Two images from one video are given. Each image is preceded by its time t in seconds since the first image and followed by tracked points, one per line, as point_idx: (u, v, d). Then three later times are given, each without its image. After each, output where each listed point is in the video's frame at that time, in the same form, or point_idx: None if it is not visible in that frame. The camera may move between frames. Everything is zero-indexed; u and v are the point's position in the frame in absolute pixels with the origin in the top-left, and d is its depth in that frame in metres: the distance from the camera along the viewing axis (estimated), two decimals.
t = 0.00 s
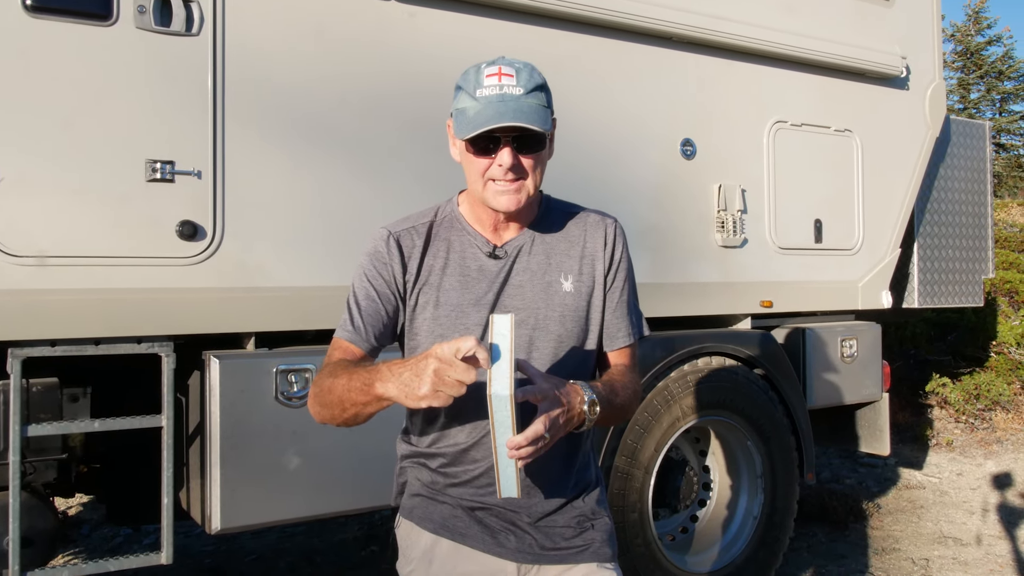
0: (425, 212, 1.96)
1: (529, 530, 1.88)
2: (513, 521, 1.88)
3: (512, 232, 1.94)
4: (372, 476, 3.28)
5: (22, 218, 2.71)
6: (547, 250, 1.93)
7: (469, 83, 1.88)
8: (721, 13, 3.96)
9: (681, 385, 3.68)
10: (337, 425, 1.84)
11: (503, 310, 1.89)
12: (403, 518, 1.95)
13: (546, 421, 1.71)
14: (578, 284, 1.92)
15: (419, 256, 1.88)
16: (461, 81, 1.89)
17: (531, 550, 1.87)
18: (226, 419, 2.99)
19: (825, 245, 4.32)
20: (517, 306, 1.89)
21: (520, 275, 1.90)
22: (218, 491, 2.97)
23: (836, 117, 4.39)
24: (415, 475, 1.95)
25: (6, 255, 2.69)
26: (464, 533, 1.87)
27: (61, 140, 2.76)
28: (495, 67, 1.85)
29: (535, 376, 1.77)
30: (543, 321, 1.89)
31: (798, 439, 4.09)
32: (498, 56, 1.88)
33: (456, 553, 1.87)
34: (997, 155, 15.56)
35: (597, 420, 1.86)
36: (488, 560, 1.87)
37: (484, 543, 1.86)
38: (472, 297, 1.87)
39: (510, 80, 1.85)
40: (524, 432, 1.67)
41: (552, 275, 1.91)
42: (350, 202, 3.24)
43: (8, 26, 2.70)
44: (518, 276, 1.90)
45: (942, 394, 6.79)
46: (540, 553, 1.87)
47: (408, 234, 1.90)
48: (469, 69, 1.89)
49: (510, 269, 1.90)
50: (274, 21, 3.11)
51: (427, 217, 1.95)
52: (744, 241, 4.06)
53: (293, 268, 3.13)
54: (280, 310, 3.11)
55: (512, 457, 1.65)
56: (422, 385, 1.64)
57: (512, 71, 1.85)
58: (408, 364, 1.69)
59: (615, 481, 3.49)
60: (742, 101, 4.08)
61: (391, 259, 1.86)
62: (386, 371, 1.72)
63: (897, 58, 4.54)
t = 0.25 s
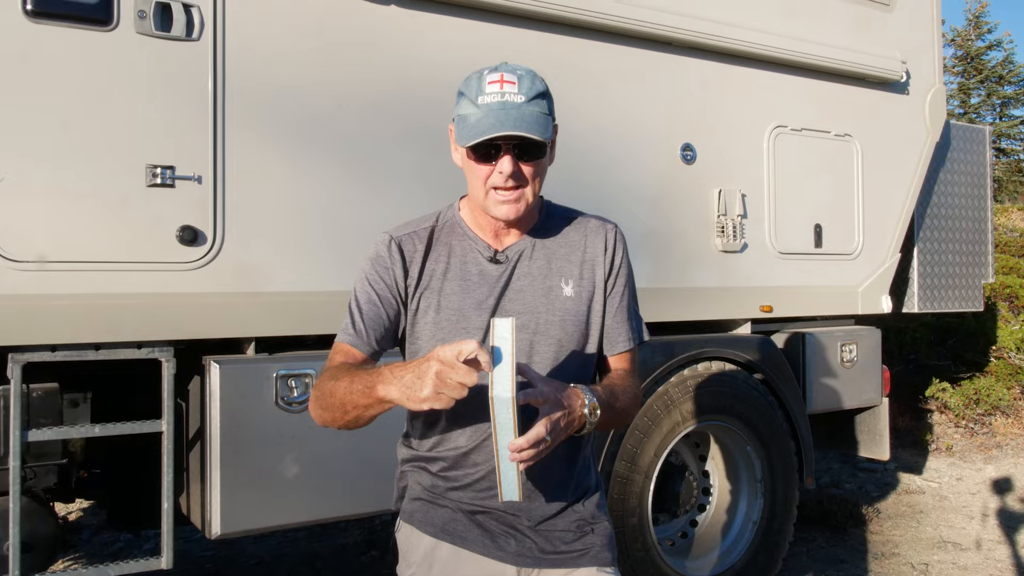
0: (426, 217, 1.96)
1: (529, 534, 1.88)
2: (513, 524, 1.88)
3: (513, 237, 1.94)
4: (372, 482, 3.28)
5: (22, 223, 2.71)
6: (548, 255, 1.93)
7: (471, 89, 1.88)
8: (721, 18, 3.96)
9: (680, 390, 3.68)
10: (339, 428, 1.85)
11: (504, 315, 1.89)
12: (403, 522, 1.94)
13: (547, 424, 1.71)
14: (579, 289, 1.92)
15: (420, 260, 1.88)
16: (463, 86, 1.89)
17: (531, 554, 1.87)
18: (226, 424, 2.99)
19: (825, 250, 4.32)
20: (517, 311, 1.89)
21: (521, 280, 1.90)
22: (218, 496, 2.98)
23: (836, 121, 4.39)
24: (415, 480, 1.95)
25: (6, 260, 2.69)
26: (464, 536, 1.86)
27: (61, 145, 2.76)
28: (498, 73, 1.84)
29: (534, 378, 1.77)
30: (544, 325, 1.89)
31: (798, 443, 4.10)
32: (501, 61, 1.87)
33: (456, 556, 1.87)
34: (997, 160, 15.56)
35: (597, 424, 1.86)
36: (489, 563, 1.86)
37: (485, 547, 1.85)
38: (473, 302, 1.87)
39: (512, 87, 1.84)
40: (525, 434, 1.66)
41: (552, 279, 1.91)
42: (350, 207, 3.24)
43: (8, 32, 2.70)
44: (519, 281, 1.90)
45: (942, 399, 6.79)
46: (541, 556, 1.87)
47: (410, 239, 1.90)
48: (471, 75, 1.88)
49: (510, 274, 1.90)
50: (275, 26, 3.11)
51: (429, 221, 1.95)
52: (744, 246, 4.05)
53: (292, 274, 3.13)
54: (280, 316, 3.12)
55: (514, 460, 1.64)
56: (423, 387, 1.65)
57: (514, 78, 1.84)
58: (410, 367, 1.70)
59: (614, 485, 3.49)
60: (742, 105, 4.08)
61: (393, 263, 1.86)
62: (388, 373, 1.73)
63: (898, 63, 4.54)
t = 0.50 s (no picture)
0: (426, 217, 1.97)
1: (529, 533, 1.88)
2: (513, 523, 1.88)
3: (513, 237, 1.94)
4: (371, 482, 3.28)
5: (22, 224, 2.72)
6: (548, 255, 1.93)
7: (470, 91, 1.88)
8: (720, 19, 3.97)
9: (680, 390, 3.69)
10: (340, 426, 1.85)
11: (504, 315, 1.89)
12: (403, 521, 1.94)
13: (548, 420, 1.71)
14: (578, 289, 1.92)
15: (421, 260, 1.89)
16: (462, 88, 1.90)
17: (531, 553, 1.87)
18: (226, 424, 3.00)
19: (824, 251, 4.32)
20: (518, 310, 1.89)
21: (521, 280, 1.91)
22: (218, 496, 2.98)
23: (835, 122, 4.39)
24: (415, 479, 1.95)
25: (6, 260, 2.70)
26: (465, 535, 1.87)
27: (60, 146, 2.76)
28: (496, 75, 1.85)
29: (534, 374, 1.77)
30: (543, 325, 1.90)
31: (797, 444, 4.10)
32: (499, 64, 1.89)
33: (456, 555, 1.87)
34: (996, 162, 15.57)
35: (597, 422, 1.86)
36: (489, 563, 1.86)
37: (485, 546, 1.86)
38: (474, 302, 1.88)
39: (511, 89, 1.85)
40: (526, 431, 1.66)
41: (552, 279, 1.91)
42: (349, 208, 3.24)
43: (7, 32, 2.71)
44: (519, 281, 1.91)
45: (942, 399, 6.79)
46: (541, 556, 1.87)
47: (410, 239, 1.90)
48: (470, 77, 1.89)
49: (510, 274, 1.90)
50: (273, 27, 3.11)
51: (429, 222, 1.95)
52: (743, 246, 4.06)
53: (292, 274, 3.14)
54: (279, 316, 3.12)
55: (516, 457, 1.64)
56: (426, 383, 1.65)
57: (513, 79, 1.85)
58: (412, 363, 1.70)
59: (614, 486, 3.50)
60: (741, 106, 4.09)
61: (393, 263, 1.86)
62: (389, 369, 1.73)
63: (897, 64, 4.55)
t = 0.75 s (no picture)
0: (428, 217, 1.96)
1: (531, 532, 1.88)
2: (514, 522, 1.88)
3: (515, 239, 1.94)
4: (373, 480, 3.28)
5: (22, 223, 2.71)
6: (550, 255, 1.93)
7: (466, 102, 1.85)
8: (721, 18, 3.96)
9: (680, 390, 3.68)
10: (339, 421, 1.83)
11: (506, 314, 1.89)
12: (404, 519, 1.93)
13: (552, 416, 1.71)
14: (580, 289, 1.92)
15: (423, 259, 1.89)
16: (459, 98, 1.86)
17: (532, 552, 1.87)
18: (226, 423, 2.99)
19: (825, 250, 4.32)
20: (520, 309, 1.89)
21: (523, 279, 1.91)
22: (218, 495, 2.98)
23: (836, 122, 4.39)
24: (416, 477, 1.94)
25: (7, 259, 2.69)
26: (466, 534, 1.87)
27: (61, 145, 2.76)
28: (492, 87, 1.82)
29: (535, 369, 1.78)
30: (546, 324, 1.90)
31: (798, 443, 4.10)
32: (496, 71, 1.84)
33: (457, 554, 1.87)
34: (997, 162, 15.57)
35: (599, 419, 1.86)
36: (490, 562, 1.86)
37: (486, 545, 1.86)
38: (476, 301, 1.87)
39: (507, 100, 1.81)
40: (528, 425, 1.66)
41: (554, 279, 1.91)
42: (350, 207, 3.24)
43: (8, 31, 2.70)
44: (521, 280, 1.91)
45: (943, 399, 6.79)
46: (542, 555, 1.87)
47: (413, 238, 1.90)
48: (467, 87, 1.86)
49: (512, 273, 1.90)
50: (274, 26, 3.11)
51: (431, 221, 1.95)
52: (744, 246, 4.05)
53: (293, 273, 3.13)
54: (280, 315, 3.12)
55: (518, 451, 1.64)
56: (429, 374, 1.64)
57: (509, 91, 1.81)
58: (415, 355, 1.69)
59: (614, 485, 3.49)
60: (742, 106, 4.08)
61: (395, 262, 1.86)
62: (392, 363, 1.72)
63: (897, 64, 4.55)
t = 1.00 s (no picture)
0: (427, 219, 1.96)
1: (533, 534, 1.87)
2: (517, 523, 1.88)
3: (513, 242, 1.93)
4: (372, 484, 3.27)
5: (21, 224, 2.71)
6: (549, 257, 1.93)
7: (459, 108, 1.85)
8: (722, 19, 3.96)
9: (681, 391, 3.68)
10: (324, 418, 1.81)
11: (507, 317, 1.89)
12: (405, 521, 1.93)
13: (547, 421, 1.70)
14: (580, 290, 1.91)
15: (422, 262, 1.88)
16: (452, 104, 1.86)
17: (534, 553, 1.86)
18: (226, 425, 2.99)
19: (825, 252, 4.31)
20: (519, 313, 1.89)
21: (522, 281, 1.90)
22: (218, 497, 2.97)
23: (837, 123, 4.39)
24: (417, 479, 1.93)
25: (6, 260, 2.68)
26: (468, 536, 1.86)
27: (61, 146, 2.75)
28: (484, 92, 1.81)
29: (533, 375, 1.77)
30: (546, 327, 1.89)
31: (798, 445, 4.10)
32: (490, 76, 1.84)
33: (459, 555, 1.86)
34: (997, 163, 15.57)
35: (598, 422, 1.85)
36: (492, 564, 1.86)
37: (488, 546, 1.85)
38: (476, 303, 1.87)
39: (499, 106, 1.81)
40: (524, 432, 1.66)
41: (554, 281, 1.91)
42: (350, 210, 3.23)
43: (7, 32, 2.69)
44: (521, 283, 1.90)
45: (943, 401, 6.79)
46: (544, 557, 1.86)
47: (411, 240, 1.90)
48: (460, 92, 1.86)
49: (512, 275, 1.90)
50: (274, 27, 3.10)
51: (430, 223, 1.95)
52: (744, 247, 4.05)
53: (293, 276, 3.13)
54: (280, 317, 3.11)
55: (515, 457, 1.65)
56: (426, 380, 1.64)
57: (501, 96, 1.81)
58: (410, 359, 1.68)
59: (614, 486, 3.49)
60: (743, 107, 4.08)
61: (394, 265, 1.86)
62: (386, 364, 1.71)
63: (898, 65, 4.54)
